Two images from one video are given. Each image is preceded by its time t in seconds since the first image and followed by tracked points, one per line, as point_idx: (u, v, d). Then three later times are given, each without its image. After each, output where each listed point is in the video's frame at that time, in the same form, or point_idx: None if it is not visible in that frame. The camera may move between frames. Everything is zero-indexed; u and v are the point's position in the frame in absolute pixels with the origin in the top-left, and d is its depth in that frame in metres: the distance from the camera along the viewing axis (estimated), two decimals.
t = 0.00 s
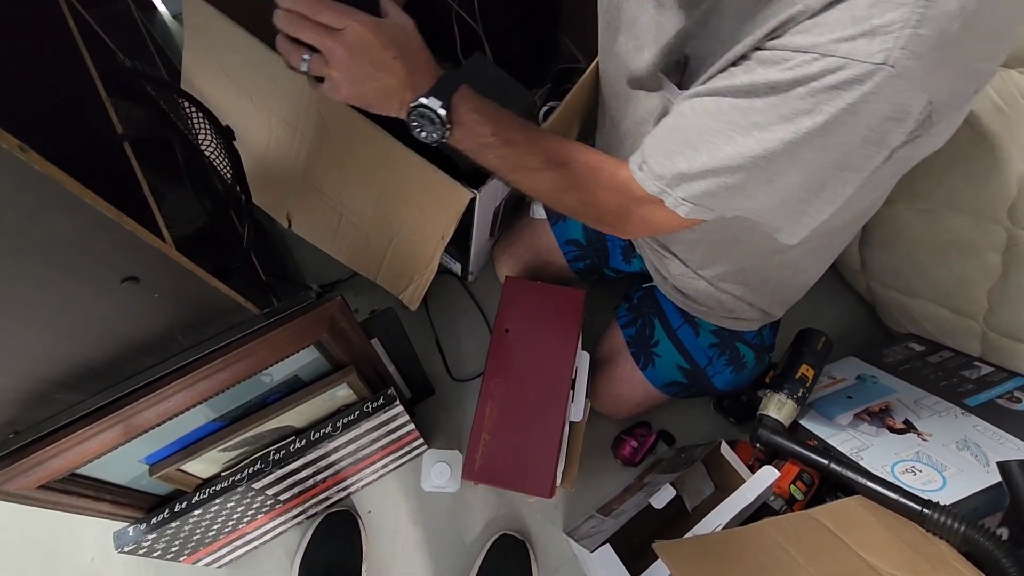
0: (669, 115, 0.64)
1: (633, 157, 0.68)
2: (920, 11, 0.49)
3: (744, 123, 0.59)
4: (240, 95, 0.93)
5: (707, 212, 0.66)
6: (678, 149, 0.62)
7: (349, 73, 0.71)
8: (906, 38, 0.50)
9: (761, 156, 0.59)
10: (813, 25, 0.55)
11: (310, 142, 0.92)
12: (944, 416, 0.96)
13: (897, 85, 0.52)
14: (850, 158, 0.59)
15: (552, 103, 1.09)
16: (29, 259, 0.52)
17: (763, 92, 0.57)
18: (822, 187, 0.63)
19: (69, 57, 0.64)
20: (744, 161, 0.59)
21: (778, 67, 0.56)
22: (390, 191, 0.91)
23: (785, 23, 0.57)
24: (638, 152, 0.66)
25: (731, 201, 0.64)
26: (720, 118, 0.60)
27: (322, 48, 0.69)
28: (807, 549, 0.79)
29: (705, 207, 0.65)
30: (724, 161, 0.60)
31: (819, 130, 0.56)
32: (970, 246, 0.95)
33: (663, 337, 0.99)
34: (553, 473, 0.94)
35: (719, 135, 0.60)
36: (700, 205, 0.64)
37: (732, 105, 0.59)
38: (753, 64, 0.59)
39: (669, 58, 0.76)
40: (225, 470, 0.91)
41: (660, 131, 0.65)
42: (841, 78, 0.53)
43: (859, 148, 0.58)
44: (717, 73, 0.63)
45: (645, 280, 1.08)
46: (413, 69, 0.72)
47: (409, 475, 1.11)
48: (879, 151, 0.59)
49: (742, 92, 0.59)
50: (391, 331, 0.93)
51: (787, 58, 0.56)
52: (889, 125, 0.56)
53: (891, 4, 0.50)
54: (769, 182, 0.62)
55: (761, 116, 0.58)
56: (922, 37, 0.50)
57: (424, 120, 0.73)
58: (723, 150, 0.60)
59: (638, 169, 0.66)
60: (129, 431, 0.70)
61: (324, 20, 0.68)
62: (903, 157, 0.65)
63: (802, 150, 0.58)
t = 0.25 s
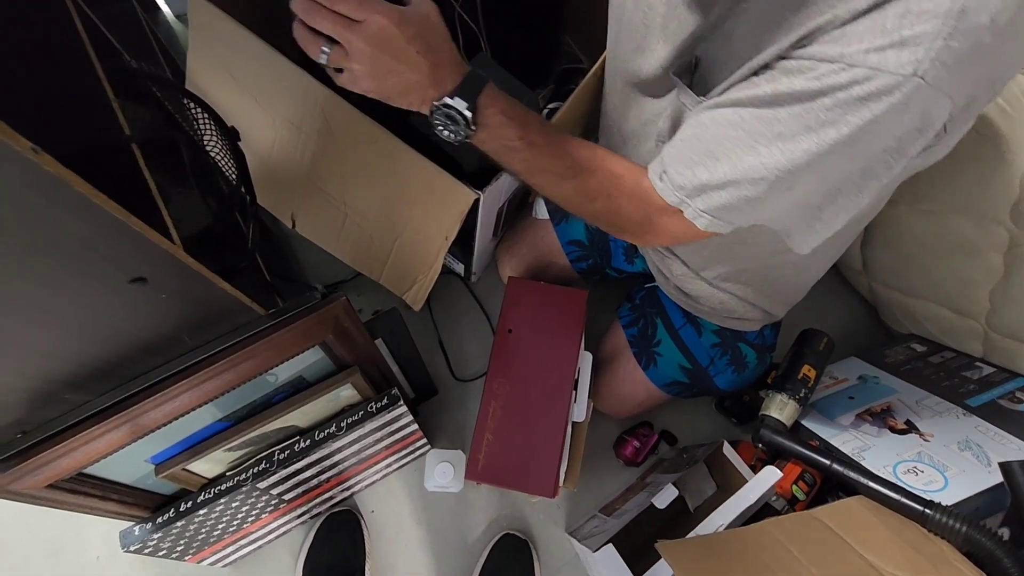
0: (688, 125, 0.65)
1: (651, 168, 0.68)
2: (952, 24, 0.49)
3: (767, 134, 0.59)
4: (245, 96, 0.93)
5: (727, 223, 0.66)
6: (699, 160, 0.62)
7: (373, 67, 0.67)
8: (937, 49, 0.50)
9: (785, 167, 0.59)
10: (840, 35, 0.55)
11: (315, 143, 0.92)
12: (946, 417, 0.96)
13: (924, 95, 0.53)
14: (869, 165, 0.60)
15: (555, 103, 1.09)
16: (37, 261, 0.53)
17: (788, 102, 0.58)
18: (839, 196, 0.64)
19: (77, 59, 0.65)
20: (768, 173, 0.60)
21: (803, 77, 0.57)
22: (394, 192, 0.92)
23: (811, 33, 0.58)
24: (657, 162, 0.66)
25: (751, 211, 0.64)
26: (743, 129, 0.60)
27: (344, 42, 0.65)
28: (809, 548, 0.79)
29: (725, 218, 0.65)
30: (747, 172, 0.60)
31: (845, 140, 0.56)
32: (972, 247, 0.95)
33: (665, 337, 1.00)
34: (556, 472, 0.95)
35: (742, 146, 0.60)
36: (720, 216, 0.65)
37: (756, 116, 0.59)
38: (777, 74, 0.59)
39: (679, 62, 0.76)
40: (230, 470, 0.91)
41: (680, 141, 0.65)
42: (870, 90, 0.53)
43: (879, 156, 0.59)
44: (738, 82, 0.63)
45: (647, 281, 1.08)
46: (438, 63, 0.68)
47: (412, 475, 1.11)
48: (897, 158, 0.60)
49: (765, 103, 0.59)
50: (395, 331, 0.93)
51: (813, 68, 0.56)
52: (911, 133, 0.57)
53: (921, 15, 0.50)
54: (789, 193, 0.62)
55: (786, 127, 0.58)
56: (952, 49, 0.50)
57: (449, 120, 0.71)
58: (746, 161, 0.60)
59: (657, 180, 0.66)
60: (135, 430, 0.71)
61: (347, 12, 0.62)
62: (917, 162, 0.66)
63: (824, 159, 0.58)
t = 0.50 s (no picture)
0: (742, 152, 0.67)
1: (704, 193, 0.71)
2: (1011, 63, 0.49)
3: (821, 168, 0.60)
4: (248, 99, 0.93)
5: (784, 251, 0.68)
6: (752, 190, 0.65)
7: (437, 100, 0.63)
8: (994, 89, 0.50)
9: (838, 200, 0.60)
10: (898, 70, 0.55)
11: (319, 146, 0.93)
12: (948, 414, 0.97)
13: (980, 131, 0.53)
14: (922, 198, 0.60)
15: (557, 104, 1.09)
16: (47, 269, 0.53)
17: (841, 138, 0.59)
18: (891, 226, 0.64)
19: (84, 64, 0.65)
20: (821, 204, 0.61)
21: (855, 111, 0.58)
22: (398, 194, 0.92)
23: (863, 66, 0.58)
24: (711, 190, 0.69)
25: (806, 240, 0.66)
26: (798, 163, 0.62)
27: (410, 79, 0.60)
28: (813, 547, 0.80)
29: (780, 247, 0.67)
30: (800, 205, 0.62)
31: (896, 174, 0.57)
32: (973, 246, 0.96)
33: (669, 337, 1.00)
34: (561, 472, 0.95)
35: (797, 179, 0.62)
36: (775, 245, 0.67)
37: (812, 148, 0.61)
38: (829, 106, 0.60)
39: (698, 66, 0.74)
40: (236, 473, 0.91)
41: (732, 168, 0.67)
42: (924, 128, 0.54)
43: (930, 189, 0.59)
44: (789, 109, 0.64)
45: (650, 281, 1.09)
46: (502, 88, 0.65)
47: (416, 475, 1.12)
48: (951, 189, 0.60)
49: (818, 136, 0.60)
50: (400, 333, 0.94)
51: (867, 104, 0.57)
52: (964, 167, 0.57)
53: (979, 56, 0.50)
54: (843, 223, 0.64)
55: (839, 161, 0.59)
56: (1009, 88, 0.50)
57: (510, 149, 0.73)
58: (800, 193, 0.62)
59: (714, 207, 0.69)
60: (144, 435, 0.71)
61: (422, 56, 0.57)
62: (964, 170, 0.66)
63: (877, 192, 0.60)
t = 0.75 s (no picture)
0: (796, 192, 0.67)
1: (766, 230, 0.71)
2: None
3: (893, 198, 0.62)
4: (247, 105, 0.93)
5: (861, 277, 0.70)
6: (823, 224, 0.66)
7: (511, 162, 0.67)
8: None
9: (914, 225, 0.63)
10: (962, 100, 0.56)
11: (319, 152, 0.92)
12: (949, 412, 0.98)
13: None
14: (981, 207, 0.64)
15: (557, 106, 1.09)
16: (52, 283, 0.53)
17: (910, 167, 0.61)
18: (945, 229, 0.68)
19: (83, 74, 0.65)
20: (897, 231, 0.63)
21: (920, 141, 0.59)
22: (399, 199, 0.92)
23: (918, 98, 0.58)
24: (774, 226, 0.69)
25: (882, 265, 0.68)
26: (865, 196, 0.63)
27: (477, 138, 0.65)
28: (819, 547, 0.80)
29: (856, 276, 0.69)
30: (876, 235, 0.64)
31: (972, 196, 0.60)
32: (974, 244, 0.96)
33: (673, 340, 1.00)
34: (566, 475, 0.96)
35: (869, 211, 0.64)
36: (850, 274, 0.68)
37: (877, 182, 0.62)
38: (886, 137, 0.61)
39: (724, 80, 0.74)
40: (241, 480, 0.91)
41: (788, 204, 0.67)
42: (999, 155, 0.56)
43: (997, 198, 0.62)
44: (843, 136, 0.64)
45: (652, 282, 1.09)
46: (572, 160, 0.70)
47: (420, 479, 1.12)
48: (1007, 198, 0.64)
49: (881, 167, 0.62)
50: (404, 339, 0.93)
51: (935, 133, 0.58)
52: None
53: None
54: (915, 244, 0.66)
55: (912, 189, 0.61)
56: None
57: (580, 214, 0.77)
58: (875, 223, 0.64)
59: (783, 245, 0.69)
60: (149, 446, 0.71)
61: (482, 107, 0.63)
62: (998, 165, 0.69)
63: (951, 213, 0.62)
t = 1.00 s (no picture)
0: (833, 221, 0.66)
1: (800, 260, 0.70)
2: None
3: (935, 223, 0.61)
4: (248, 110, 0.92)
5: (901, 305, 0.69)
6: (860, 253, 0.65)
7: (542, 176, 0.71)
8: None
9: (958, 250, 0.62)
10: (1005, 119, 0.56)
11: (322, 156, 0.91)
12: (955, 405, 0.97)
13: None
14: None
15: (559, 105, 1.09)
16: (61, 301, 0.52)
17: (950, 189, 0.60)
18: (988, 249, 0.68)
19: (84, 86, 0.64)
20: (941, 256, 0.63)
21: (961, 161, 0.58)
22: (405, 203, 0.91)
23: (959, 117, 0.58)
24: (808, 259, 0.69)
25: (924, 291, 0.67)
26: (907, 222, 0.62)
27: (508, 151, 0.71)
28: (833, 546, 0.80)
29: (896, 303, 0.68)
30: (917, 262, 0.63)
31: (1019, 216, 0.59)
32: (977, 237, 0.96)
33: (681, 339, 1.01)
34: (577, 476, 0.96)
35: (908, 237, 0.63)
36: (891, 302, 0.68)
37: (915, 209, 0.62)
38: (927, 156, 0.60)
39: (753, 85, 0.75)
40: (252, 489, 0.91)
41: (823, 236, 0.67)
42: None
43: None
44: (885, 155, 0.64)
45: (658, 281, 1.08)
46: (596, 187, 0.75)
47: (428, 482, 1.12)
48: None
49: (923, 192, 0.61)
50: (412, 344, 0.92)
51: (978, 156, 0.57)
52: None
53: None
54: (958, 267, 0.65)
55: (955, 214, 0.60)
56: None
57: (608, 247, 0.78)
58: (916, 251, 0.63)
59: (820, 275, 0.69)
60: (161, 460, 0.70)
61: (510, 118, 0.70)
62: None
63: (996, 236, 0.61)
